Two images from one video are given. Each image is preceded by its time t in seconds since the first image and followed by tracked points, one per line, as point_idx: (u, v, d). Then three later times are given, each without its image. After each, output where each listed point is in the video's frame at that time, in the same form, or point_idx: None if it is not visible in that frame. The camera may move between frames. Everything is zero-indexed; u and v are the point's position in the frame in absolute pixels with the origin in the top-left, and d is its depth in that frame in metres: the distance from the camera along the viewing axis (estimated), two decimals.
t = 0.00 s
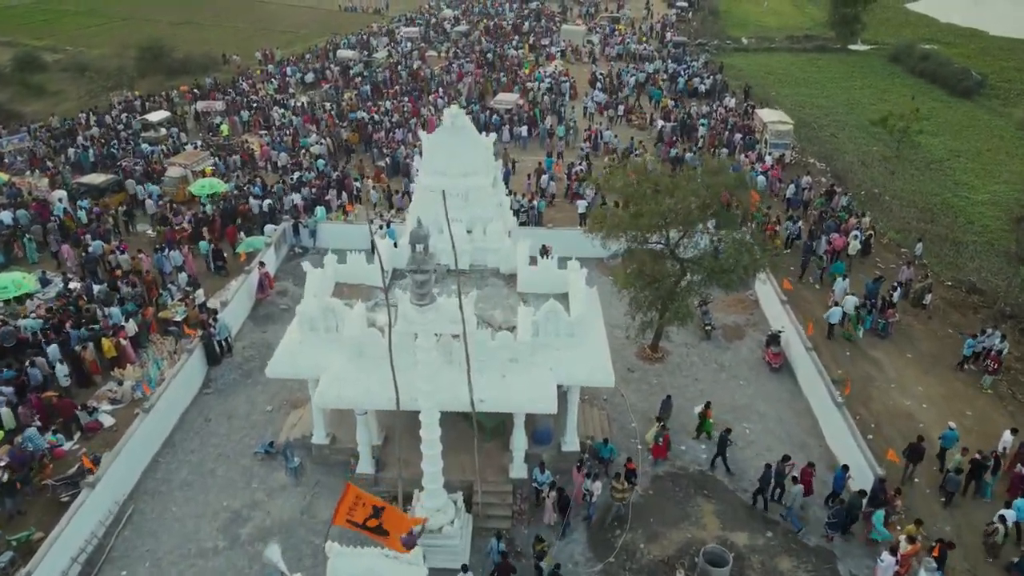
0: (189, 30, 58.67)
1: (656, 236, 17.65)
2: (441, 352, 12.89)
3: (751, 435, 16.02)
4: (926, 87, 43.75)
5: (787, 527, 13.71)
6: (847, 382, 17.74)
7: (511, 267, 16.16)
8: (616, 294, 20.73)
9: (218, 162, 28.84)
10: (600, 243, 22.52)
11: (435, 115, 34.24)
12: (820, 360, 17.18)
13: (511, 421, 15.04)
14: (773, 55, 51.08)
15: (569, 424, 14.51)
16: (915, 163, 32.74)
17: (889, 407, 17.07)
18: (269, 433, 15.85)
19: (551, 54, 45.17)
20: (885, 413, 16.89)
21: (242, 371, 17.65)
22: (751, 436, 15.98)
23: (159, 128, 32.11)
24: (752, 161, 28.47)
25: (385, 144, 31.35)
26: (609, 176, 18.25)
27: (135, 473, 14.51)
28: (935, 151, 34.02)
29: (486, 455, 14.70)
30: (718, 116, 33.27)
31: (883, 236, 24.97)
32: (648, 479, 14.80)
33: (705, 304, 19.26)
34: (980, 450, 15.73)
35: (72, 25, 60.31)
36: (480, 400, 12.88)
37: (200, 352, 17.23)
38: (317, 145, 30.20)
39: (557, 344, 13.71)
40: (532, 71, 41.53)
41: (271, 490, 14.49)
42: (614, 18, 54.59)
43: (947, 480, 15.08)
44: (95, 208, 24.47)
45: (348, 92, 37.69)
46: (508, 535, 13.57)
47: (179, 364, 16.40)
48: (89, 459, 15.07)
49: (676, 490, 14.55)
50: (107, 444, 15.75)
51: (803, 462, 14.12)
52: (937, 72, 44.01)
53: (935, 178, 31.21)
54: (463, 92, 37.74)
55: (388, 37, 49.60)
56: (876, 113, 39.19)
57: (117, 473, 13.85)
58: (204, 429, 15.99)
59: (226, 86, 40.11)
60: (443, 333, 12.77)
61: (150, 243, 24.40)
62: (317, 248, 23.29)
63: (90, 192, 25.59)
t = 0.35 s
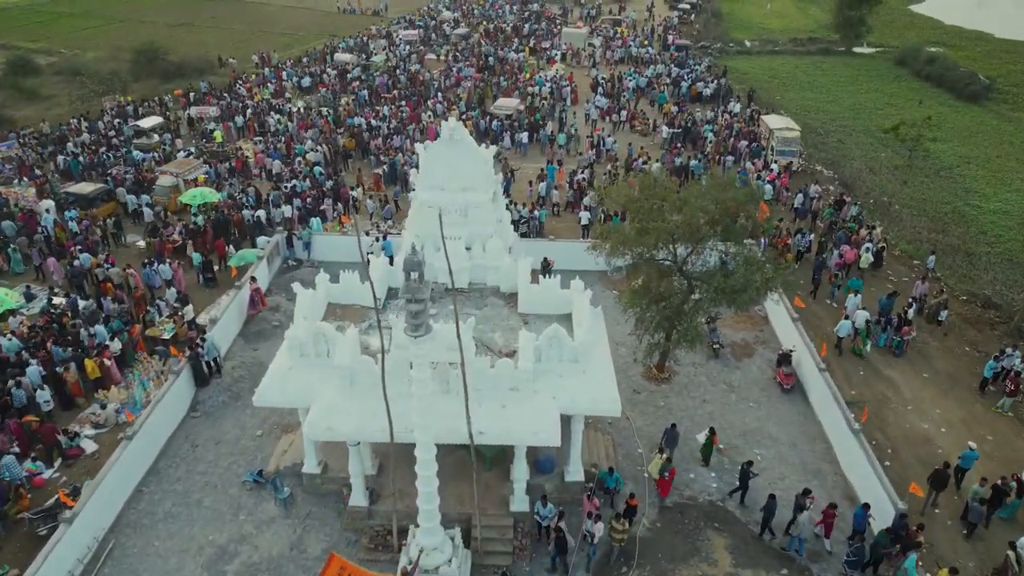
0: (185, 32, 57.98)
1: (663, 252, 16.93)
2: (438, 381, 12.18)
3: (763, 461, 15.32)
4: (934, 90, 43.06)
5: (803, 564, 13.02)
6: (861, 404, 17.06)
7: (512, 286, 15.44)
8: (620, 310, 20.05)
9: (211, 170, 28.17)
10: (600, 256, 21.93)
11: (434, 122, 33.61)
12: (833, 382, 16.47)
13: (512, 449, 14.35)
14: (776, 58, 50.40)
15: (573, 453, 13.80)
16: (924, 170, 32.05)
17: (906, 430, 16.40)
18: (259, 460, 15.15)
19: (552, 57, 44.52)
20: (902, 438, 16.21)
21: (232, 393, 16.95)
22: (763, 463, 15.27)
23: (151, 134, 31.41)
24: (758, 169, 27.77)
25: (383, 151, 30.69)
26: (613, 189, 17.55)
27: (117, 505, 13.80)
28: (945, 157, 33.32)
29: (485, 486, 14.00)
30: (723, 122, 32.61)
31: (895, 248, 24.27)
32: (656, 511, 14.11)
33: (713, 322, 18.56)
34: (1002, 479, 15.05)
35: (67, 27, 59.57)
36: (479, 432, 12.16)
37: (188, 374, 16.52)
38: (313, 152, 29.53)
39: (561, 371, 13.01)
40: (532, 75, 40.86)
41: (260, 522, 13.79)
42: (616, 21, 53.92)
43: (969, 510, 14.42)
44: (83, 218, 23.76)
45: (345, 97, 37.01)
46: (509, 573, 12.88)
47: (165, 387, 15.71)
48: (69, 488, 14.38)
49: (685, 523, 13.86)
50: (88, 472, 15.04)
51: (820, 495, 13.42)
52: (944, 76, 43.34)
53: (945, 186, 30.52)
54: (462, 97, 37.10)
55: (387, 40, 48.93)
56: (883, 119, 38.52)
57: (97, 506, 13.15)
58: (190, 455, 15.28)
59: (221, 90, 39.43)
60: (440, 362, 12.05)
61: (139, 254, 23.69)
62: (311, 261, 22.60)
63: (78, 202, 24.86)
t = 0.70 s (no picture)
0: (181, 35, 57.30)
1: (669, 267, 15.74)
2: (434, 413, 11.47)
3: (776, 490, 14.62)
4: (941, 94, 42.39)
5: None
6: (876, 428, 16.40)
7: (512, 305, 14.78)
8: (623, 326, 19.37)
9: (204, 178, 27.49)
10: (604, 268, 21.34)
11: (432, 129, 32.95)
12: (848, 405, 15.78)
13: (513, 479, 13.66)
14: (780, 61, 49.70)
15: (576, 484, 13.11)
16: (933, 178, 31.31)
17: (924, 456, 15.75)
18: (248, 489, 14.46)
19: (553, 60, 43.84)
20: (920, 464, 15.55)
21: (220, 416, 16.24)
22: (776, 492, 14.57)
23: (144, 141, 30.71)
24: (765, 177, 27.11)
25: (380, 159, 30.03)
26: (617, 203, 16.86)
27: (98, 539, 13.11)
28: (954, 164, 32.58)
29: (484, 518, 13.29)
30: (728, 129, 31.95)
31: (907, 259, 23.55)
32: (664, 545, 13.40)
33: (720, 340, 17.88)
34: None
35: (61, 29, 58.81)
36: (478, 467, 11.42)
37: (174, 397, 15.83)
38: (310, 160, 28.87)
39: (565, 400, 12.32)
40: (533, 80, 40.20)
41: (248, 557, 13.10)
42: (618, 23, 53.25)
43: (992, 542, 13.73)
44: (71, 229, 23.08)
45: (343, 103, 36.34)
46: None
47: (150, 411, 15.02)
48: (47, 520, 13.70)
49: (695, 558, 13.17)
50: (69, 502, 14.34)
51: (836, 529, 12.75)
52: (951, 80, 42.68)
53: (956, 194, 29.78)
54: (461, 102, 36.42)
55: (385, 43, 48.25)
56: (890, 124, 37.83)
57: (75, 543, 12.45)
58: (176, 484, 14.58)
59: (216, 95, 38.77)
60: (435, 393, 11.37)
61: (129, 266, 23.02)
62: (305, 273, 21.91)
63: (66, 211, 24.17)
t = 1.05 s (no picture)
0: (177, 38, 56.65)
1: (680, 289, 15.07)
2: (429, 452, 10.72)
3: (791, 523, 13.89)
4: (948, 99, 41.69)
5: None
6: (893, 455, 15.71)
7: (512, 329, 14.01)
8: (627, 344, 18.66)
9: (195, 187, 26.79)
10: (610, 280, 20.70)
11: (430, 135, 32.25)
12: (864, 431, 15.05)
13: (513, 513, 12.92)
14: (784, 64, 48.98)
15: (580, 522, 12.32)
16: (943, 185, 30.57)
17: (943, 485, 15.05)
18: (234, 522, 13.73)
19: (554, 63, 43.12)
20: (940, 494, 14.84)
21: (206, 443, 15.51)
22: (790, 526, 13.84)
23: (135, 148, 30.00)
24: (772, 186, 26.40)
25: (377, 167, 29.34)
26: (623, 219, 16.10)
27: None
28: (964, 171, 31.84)
29: (483, 556, 12.54)
30: (733, 135, 31.26)
31: (920, 272, 22.81)
32: None
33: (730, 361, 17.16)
34: None
35: (55, 32, 58.09)
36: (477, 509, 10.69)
37: (158, 423, 15.09)
38: (305, 168, 28.17)
39: (568, 434, 11.58)
40: (533, 84, 39.48)
41: None
42: (619, 26, 52.58)
43: None
44: (56, 241, 22.37)
45: (340, 108, 35.66)
46: None
47: (132, 440, 14.30)
48: (21, 557, 12.97)
49: None
50: (45, 537, 13.61)
51: (858, 569, 12.10)
52: (958, 84, 41.98)
53: (967, 203, 29.04)
54: (460, 107, 35.71)
55: (383, 47, 47.57)
56: (897, 129, 37.11)
57: None
58: (158, 517, 13.85)
59: (210, 99, 38.07)
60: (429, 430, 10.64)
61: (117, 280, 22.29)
62: (298, 288, 21.12)
63: (53, 222, 23.47)
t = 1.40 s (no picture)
0: (172, 40, 55.89)
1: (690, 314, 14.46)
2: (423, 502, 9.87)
3: (808, 565, 13.07)
4: (956, 103, 40.91)
5: None
6: (914, 488, 14.91)
7: (513, 358, 13.17)
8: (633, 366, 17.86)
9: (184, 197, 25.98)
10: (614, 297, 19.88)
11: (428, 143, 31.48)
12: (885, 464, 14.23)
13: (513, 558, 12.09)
14: (789, 68, 48.19)
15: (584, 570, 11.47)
16: (955, 194, 29.77)
17: (968, 521, 14.26)
18: (217, 565, 12.91)
19: (555, 67, 42.35)
20: (965, 531, 14.04)
21: (190, 475, 14.69)
22: (808, 568, 13.02)
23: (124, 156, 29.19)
24: (779, 197, 25.62)
25: (373, 175, 28.55)
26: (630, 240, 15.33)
27: None
28: (976, 179, 31.03)
29: None
30: (739, 144, 30.48)
31: (935, 287, 22.02)
32: None
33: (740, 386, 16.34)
34: None
35: (48, 34, 57.29)
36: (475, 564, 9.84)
37: (137, 456, 14.27)
38: (298, 177, 27.39)
39: (574, 478, 10.74)
40: (534, 89, 38.71)
41: None
42: (620, 28, 51.81)
43: None
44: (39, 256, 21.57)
45: (336, 114, 34.88)
46: None
47: (109, 475, 13.48)
48: None
49: None
50: None
51: None
52: (967, 88, 41.18)
53: (980, 213, 28.23)
54: (459, 113, 34.94)
55: (380, 50, 46.78)
56: (906, 135, 36.31)
57: None
58: (137, 558, 13.03)
59: (204, 104, 37.28)
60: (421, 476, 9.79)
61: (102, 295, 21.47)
62: (289, 306, 20.30)
63: (36, 236, 22.70)
